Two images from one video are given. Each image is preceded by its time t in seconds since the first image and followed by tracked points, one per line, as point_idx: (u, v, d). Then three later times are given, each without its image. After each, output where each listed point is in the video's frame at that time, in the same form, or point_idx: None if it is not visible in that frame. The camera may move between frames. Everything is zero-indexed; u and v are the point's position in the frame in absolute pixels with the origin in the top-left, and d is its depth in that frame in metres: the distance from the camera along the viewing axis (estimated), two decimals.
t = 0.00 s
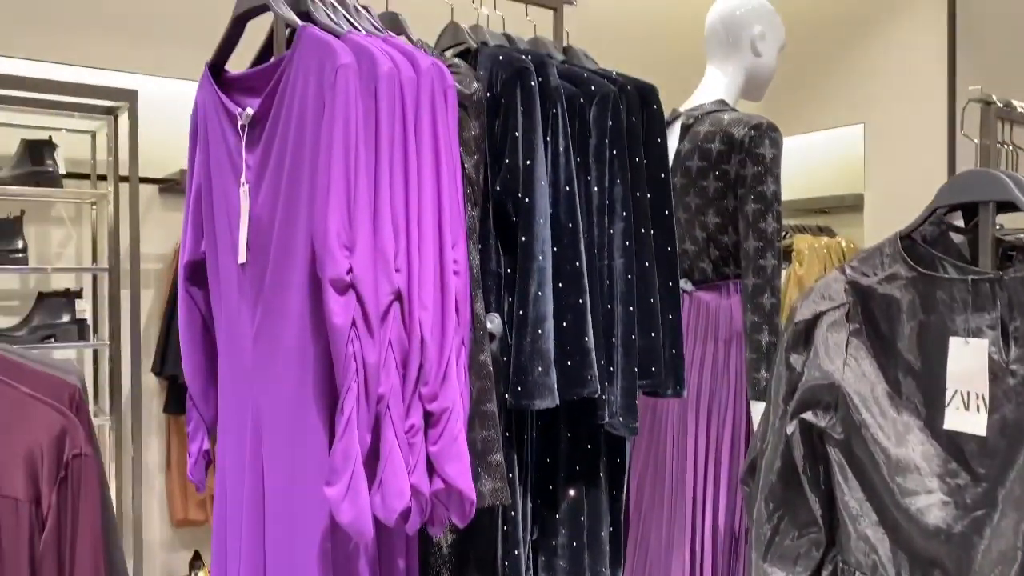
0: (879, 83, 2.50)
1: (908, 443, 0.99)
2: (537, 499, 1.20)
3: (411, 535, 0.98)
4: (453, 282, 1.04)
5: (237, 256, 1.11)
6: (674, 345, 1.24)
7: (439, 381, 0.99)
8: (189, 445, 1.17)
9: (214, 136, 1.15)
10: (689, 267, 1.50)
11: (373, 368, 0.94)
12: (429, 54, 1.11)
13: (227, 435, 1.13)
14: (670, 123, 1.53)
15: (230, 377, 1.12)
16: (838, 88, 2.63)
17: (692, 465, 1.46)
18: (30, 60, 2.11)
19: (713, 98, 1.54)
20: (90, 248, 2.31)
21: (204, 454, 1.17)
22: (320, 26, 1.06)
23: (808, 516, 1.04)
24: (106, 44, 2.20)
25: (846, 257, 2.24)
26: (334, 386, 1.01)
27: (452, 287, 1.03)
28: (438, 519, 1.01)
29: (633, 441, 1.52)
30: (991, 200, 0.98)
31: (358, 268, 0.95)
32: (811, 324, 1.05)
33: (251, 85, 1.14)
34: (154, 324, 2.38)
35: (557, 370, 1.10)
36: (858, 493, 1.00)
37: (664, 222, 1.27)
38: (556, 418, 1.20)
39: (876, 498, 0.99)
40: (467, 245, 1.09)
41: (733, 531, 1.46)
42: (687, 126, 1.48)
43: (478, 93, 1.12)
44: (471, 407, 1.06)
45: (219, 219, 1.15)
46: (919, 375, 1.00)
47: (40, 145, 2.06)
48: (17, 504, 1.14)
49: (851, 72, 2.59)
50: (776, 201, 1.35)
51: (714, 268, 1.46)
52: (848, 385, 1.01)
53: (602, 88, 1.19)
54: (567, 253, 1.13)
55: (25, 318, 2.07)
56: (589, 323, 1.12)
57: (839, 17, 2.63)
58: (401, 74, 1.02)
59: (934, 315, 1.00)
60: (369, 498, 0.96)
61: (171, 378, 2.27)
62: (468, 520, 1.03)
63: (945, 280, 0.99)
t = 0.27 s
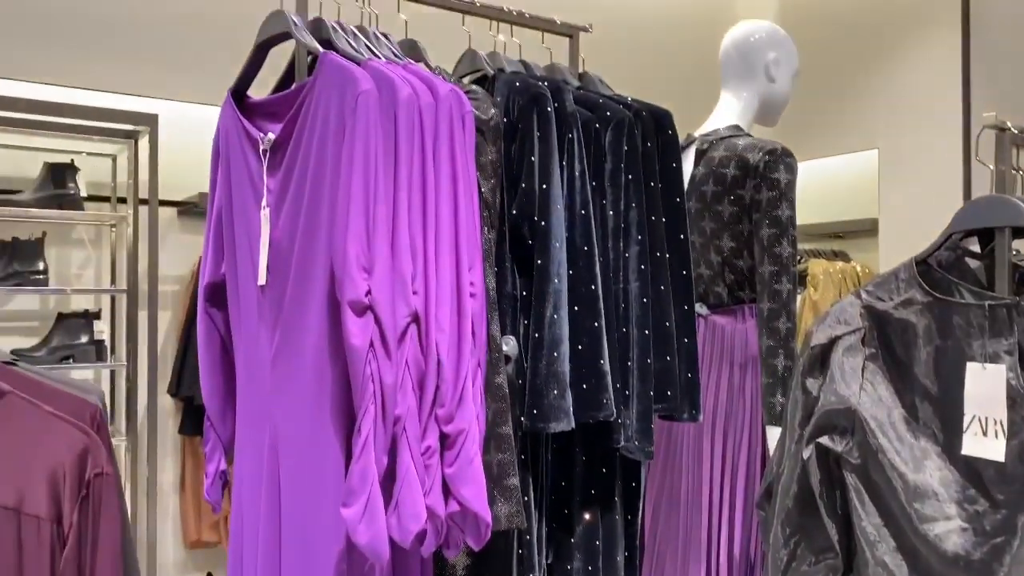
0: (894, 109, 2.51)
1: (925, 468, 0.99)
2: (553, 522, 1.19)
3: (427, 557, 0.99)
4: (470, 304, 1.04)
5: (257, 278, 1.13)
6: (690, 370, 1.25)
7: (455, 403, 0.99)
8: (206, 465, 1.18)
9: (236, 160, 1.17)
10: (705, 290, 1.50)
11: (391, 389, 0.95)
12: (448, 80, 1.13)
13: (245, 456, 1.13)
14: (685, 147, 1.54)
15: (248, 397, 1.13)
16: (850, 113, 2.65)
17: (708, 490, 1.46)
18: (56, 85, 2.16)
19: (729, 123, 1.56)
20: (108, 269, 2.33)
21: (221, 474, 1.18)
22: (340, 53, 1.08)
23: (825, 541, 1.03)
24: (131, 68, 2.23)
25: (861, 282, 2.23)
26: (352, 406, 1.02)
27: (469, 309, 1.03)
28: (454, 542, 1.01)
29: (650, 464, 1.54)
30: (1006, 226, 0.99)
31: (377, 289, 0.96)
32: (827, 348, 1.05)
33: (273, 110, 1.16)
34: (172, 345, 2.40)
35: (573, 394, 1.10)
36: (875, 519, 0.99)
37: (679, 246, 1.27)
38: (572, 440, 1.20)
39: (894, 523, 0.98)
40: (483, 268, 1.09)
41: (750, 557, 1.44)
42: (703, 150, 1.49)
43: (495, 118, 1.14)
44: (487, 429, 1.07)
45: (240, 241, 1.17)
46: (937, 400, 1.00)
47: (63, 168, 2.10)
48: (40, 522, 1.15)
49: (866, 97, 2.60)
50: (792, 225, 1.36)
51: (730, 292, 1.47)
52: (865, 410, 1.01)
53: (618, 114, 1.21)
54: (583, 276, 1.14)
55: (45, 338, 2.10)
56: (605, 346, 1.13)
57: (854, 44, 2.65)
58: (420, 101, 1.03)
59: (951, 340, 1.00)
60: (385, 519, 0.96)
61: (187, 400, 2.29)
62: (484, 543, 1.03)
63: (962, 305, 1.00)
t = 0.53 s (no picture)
0: (907, 122, 2.51)
1: (942, 482, 0.98)
2: (565, 535, 1.19)
3: (440, 568, 0.98)
4: (483, 315, 1.04)
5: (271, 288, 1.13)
6: (704, 382, 1.24)
7: (468, 415, 0.99)
8: (219, 475, 1.18)
9: (252, 172, 1.18)
10: (718, 302, 1.50)
11: (404, 400, 0.95)
12: (462, 93, 1.14)
13: (258, 466, 1.14)
14: (698, 159, 1.55)
15: (262, 407, 1.13)
16: (861, 126, 2.66)
17: (721, 505, 1.45)
18: (73, 98, 2.18)
19: (741, 134, 1.56)
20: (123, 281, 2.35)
21: (234, 484, 1.18)
22: (354, 66, 1.09)
23: (841, 555, 1.02)
24: (147, 82, 2.25)
25: (874, 294, 2.23)
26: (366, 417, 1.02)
27: (482, 320, 1.03)
28: (467, 553, 1.01)
29: (662, 478, 1.54)
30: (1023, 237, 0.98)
31: (390, 300, 0.96)
32: (842, 360, 1.05)
33: (288, 123, 1.17)
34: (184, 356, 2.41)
35: (586, 405, 1.10)
36: (891, 532, 0.98)
37: (693, 257, 1.27)
38: (584, 453, 1.20)
39: (911, 537, 0.97)
40: (496, 279, 1.10)
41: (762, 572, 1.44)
42: (715, 162, 1.50)
43: (508, 130, 1.14)
44: (500, 441, 1.07)
45: (255, 251, 1.18)
46: (953, 413, 0.99)
47: (78, 181, 2.12)
48: (53, 531, 1.08)
49: (879, 110, 2.60)
50: (805, 237, 1.36)
51: (743, 304, 1.46)
52: (881, 423, 1.00)
53: (631, 125, 1.21)
54: (596, 287, 1.14)
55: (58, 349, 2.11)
56: (618, 357, 1.12)
57: (867, 57, 2.65)
58: (434, 114, 1.04)
59: (967, 352, 0.99)
60: (397, 530, 0.95)
61: (199, 412, 2.29)
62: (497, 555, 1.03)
63: (978, 317, 0.99)
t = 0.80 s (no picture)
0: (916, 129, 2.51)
1: (956, 492, 0.96)
2: (575, 543, 1.18)
3: None
4: (492, 323, 1.04)
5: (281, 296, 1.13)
6: (714, 391, 1.23)
7: (478, 423, 0.99)
8: (229, 484, 1.18)
9: (262, 181, 1.19)
10: (728, 311, 1.50)
11: (414, 408, 0.94)
12: (472, 101, 1.14)
13: (268, 474, 1.14)
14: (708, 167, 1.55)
15: (271, 416, 1.13)
16: (871, 134, 2.65)
17: (732, 515, 1.44)
18: (86, 108, 2.20)
19: (751, 142, 1.56)
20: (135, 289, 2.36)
21: (244, 493, 1.18)
22: (364, 74, 1.09)
23: (853, 565, 1.01)
24: (159, 92, 2.27)
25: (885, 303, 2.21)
26: (375, 425, 1.02)
27: (492, 328, 1.03)
28: (477, 561, 1.01)
29: (673, 487, 1.54)
30: None
31: (400, 308, 0.96)
32: (855, 368, 1.05)
33: (299, 132, 1.17)
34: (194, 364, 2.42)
35: (596, 414, 1.10)
36: (905, 542, 0.96)
37: (704, 265, 1.27)
38: (595, 461, 1.20)
39: (925, 547, 0.95)
40: (506, 287, 1.09)
41: None
42: (725, 170, 1.50)
43: (518, 138, 1.15)
44: (509, 449, 1.06)
45: (265, 260, 1.18)
46: (968, 421, 0.98)
47: (89, 190, 2.13)
48: (64, 539, 1.08)
49: (889, 118, 2.60)
50: (816, 245, 1.35)
51: (754, 312, 1.46)
52: (894, 431, 0.99)
53: (641, 133, 1.21)
54: (606, 296, 1.14)
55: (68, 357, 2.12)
56: (628, 365, 1.12)
57: (876, 65, 2.65)
58: (445, 122, 1.04)
59: (981, 360, 0.99)
60: (407, 539, 0.95)
61: (209, 420, 2.30)
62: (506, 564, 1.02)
63: (991, 325, 0.99)
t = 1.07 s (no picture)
0: (922, 135, 2.51)
1: (966, 500, 0.95)
2: (583, 552, 1.18)
3: None
4: (500, 331, 1.04)
5: (289, 304, 1.14)
6: (722, 399, 1.23)
7: (485, 431, 0.99)
8: (236, 492, 1.18)
9: (270, 189, 1.19)
10: (735, 318, 1.49)
11: (421, 417, 0.94)
12: (479, 110, 1.15)
13: (275, 482, 1.14)
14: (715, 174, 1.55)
15: (279, 423, 1.14)
16: (878, 140, 2.65)
17: (740, 523, 1.44)
18: (96, 117, 2.21)
19: (758, 148, 1.56)
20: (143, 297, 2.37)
21: (251, 501, 1.18)
22: (372, 83, 1.09)
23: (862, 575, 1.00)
24: (168, 101, 2.28)
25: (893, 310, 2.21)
26: (383, 433, 1.02)
27: (500, 336, 1.03)
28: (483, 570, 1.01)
29: (680, 494, 1.53)
30: None
31: (408, 316, 0.96)
32: (863, 375, 1.04)
33: (307, 140, 1.18)
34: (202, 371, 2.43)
35: (604, 421, 1.10)
36: (914, 551, 0.96)
37: (711, 273, 1.27)
38: (602, 469, 1.20)
39: (935, 556, 0.94)
40: (513, 295, 1.10)
41: None
42: (732, 177, 1.50)
43: (525, 146, 1.15)
44: (516, 457, 1.06)
45: (273, 268, 1.19)
46: (977, 429, 0.98)
47: (99, 198, 2.14)
48: (73, 548, 1.08)
49: (895, 124, 2.59)
50: (823, 252, 1.35)
51: (761, 319, 1.46)
52: (904, 440, 0.98)
53: (648, 140, 1.21)
54: (613, 304, 1.13)
55: (77, 365, 2.13)
56: (635, 372, 1.12)
57: (882, 71, 2.65)
58: (452, 130, 1.05)
59: (990, 368, 0.98)
60: (414, 547, 0.95)
61: (216, 428, 2.30)
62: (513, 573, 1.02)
63: (1000, 332, 0.99)
